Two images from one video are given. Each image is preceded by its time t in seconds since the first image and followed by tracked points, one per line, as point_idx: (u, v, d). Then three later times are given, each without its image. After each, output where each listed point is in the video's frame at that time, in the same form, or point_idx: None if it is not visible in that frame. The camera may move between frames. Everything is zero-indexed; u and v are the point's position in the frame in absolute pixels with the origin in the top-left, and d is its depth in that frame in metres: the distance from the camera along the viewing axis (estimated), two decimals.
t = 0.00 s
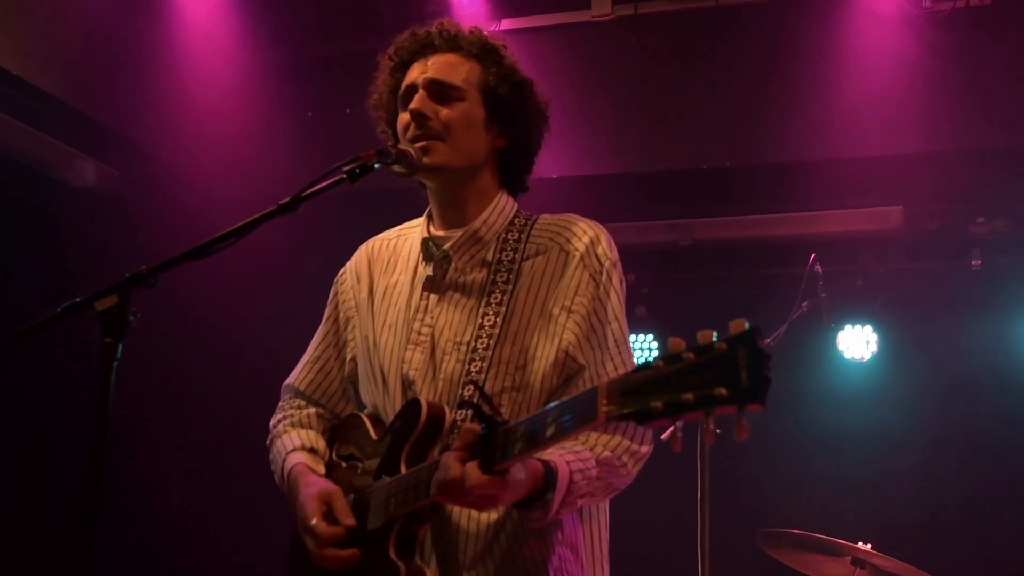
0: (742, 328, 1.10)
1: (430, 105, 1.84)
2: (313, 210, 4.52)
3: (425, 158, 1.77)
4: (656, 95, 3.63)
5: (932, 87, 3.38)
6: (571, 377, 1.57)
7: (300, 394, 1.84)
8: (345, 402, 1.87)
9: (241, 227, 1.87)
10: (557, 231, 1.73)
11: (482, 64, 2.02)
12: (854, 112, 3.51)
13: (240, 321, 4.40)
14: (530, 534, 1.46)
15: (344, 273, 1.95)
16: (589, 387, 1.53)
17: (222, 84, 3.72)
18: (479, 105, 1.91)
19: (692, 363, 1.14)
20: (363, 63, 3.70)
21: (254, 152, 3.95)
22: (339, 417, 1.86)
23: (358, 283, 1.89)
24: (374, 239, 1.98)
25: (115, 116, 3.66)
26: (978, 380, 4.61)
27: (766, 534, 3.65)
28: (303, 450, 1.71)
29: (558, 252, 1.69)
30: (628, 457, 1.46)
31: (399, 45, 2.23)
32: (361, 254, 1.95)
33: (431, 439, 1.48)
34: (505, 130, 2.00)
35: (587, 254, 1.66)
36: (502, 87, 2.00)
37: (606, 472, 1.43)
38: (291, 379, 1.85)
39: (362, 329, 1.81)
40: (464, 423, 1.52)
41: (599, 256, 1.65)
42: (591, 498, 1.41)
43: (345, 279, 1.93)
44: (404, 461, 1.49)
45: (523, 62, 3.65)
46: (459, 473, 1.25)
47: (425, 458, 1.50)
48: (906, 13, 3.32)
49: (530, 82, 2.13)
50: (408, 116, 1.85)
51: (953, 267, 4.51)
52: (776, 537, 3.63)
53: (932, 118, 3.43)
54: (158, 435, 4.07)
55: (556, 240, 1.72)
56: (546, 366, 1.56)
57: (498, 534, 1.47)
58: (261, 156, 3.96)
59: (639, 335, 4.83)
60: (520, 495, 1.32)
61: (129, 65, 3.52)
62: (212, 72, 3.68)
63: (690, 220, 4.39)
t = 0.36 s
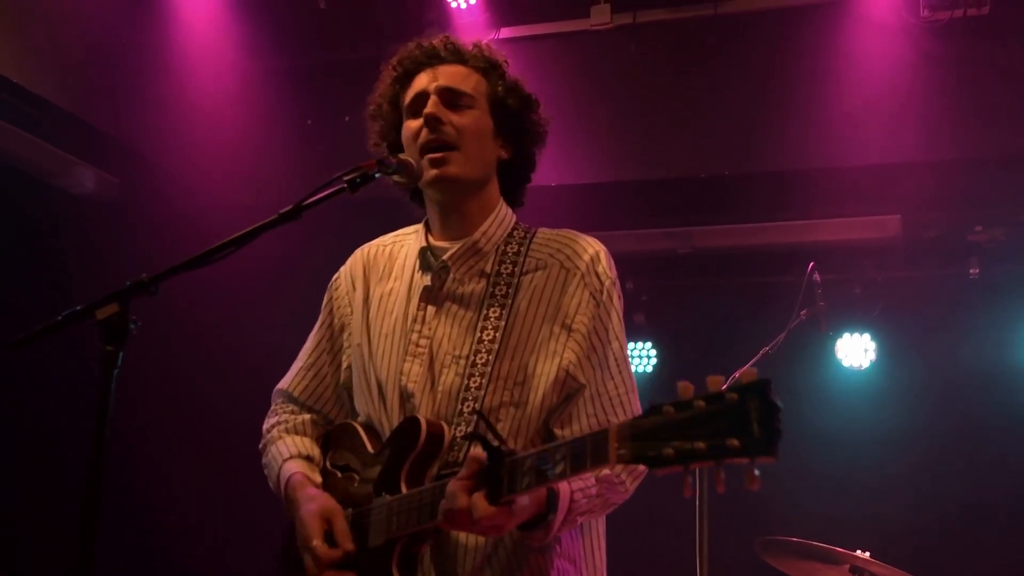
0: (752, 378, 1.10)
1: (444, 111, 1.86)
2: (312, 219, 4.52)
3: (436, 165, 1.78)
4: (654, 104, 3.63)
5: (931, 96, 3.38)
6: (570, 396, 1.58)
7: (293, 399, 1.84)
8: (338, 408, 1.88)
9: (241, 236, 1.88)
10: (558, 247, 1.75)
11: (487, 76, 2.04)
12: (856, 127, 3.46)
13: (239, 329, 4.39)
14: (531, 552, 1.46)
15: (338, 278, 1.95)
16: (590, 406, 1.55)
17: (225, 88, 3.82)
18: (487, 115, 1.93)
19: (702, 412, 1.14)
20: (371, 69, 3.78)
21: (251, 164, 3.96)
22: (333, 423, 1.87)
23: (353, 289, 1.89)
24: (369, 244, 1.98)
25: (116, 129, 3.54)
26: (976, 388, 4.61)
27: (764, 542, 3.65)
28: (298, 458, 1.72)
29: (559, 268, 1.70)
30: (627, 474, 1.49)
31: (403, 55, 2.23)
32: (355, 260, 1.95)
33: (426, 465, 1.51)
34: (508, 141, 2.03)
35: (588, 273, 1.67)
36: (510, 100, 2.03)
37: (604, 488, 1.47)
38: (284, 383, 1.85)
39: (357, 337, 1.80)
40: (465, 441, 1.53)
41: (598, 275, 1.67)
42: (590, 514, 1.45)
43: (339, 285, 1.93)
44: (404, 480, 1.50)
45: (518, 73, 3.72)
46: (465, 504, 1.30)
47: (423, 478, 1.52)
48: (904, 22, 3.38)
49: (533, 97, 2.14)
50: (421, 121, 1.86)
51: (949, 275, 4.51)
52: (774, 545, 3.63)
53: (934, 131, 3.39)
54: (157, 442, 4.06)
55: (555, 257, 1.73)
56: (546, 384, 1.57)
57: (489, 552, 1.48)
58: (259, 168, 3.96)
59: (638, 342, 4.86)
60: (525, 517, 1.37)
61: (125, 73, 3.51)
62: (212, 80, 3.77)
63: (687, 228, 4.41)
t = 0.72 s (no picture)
0: (795, 413, 1.20)
1: (442, 113, 1.90)
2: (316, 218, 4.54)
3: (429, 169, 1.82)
4: (656, 104, 3.62)
5: (934, 95, 3.37)
6: (557, 399, 1.68)
7: (264, 385, 1.84)
8: (311, 396, 1.89)
9: (246, 238, 1.90)
10: (547, 255, 1.83)
11: (491, 80, 2.09)
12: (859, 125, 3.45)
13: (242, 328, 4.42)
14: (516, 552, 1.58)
15: (314, 263, 1.96)
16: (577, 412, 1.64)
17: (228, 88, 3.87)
18: (485, 121, 1.97)
19: (745, 442, 1.24)
20: (373, 69, 3.79)
21: (255, 160, 3.98)
22: (305, 411, 1.89)
23: (332, 277, 1.92)
24: (345, 232, 2.00)
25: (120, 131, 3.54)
26: (975, 385, 4.60)
27: (766, 542, 3.64)
28: (271, 449, 1.72)
29: (549, 275, 1.79)
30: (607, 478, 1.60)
31: (412, 45, 2.24)
32: (334, 246, 1.97)
33: (421, 468, 1.55)
34: (502, 148, 2.08)
35: (578, 282, 1.77)
36: (509, 105, 2.08)
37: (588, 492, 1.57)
38: (255, 368, 1.84)
39: (338, 328, 1.84)
40: (461, 442, 1.62)
41: (587, 285, 1.77)
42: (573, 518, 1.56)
43: (316, 271, 1.94)
44: (401, 478, 1.54)
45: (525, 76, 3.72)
46: (487, 516, 1.38)
47: (418, 483, 1.56)
48: (908, 23, 3.39)
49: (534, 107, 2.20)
50: (417, 119, 1.90)
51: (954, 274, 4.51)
52: (777, 544, 3.63)
53: (937, 130, 3.37)
54: (160, 439, 4.09)
55: (544, 264, 1.81)
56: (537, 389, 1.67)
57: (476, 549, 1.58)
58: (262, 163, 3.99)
59: (640, 341, 5.01)
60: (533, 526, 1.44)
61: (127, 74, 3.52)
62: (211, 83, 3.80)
63: (691, 228, 4.42)
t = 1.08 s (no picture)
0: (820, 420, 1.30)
1: (452, 116, 1.94)
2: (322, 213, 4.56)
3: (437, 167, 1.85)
4: (663, 99, 3.61)
5: (942, 90, 3.38)
6: (537, 397, 1.76)
7: (232, 384, 1.83)
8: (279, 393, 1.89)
9: (255, 232, 1.90)
10: (524, 255, 1.89)
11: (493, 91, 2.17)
12: (867, 118, 3.44)
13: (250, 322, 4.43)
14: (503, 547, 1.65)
15: (283, 258, 1.93)
16: (557, 410, 1.74)
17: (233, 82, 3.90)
18: (485, 128, 2.03)
19: (773, 447, 1.33)
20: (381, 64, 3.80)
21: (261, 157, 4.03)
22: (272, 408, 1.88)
23: (303, 275, 1.90)
24: (315, 227, 1.98)
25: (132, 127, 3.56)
26: (979, 380, 4.60)
27: (776, 537, 3.63)
28: (254, 452, 1.71)
29: (527, 275, 1.84)
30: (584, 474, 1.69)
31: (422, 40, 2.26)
32: (303, 241, 1.94)
33: (415, 470, 1.57)
34: (489, 157, 2.18)
35: (555, 283, 1.84)
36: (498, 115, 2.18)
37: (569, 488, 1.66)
38: (220, 365, 1.82)
39: (313, 327, 1.83)
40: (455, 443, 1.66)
41: (564, 285, 1.86)
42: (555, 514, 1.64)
43: (285, 266, 1.92)
44: (399, 478, 1.55)
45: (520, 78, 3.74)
46: (515, 517, 1.43)
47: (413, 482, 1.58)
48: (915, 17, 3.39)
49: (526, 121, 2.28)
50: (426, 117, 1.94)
51: (963, 269, 4.49)
52: (787, 539, 3.63)
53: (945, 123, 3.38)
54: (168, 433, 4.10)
55: (522, 263, 1.87)
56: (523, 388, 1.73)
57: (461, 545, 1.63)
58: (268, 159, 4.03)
59: (648, 336, 4.99)
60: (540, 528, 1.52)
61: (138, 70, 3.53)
62: (217, 80, 3.83)
63: (700, 223, 4.40)
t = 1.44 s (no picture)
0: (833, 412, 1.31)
1: (459, 109, 1.95)
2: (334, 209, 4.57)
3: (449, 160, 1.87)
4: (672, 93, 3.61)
5: (955, 85, 3.34)
6: (545, 390, 1.75)
7: (241, 378, 1.82)
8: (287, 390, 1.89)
9: (266, 226, 1.91)
10: (531, 249, 1.90)
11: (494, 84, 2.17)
12: (878, 110, 3.42)
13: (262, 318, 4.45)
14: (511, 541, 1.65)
15: (291, 255, 1.94)
16: (567, 403, 1.72)
17: (246, 79, 3.90)
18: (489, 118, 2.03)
19: (786, 439, 1.34)
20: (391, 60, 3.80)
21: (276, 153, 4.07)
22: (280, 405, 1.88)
23: (312, 271, 1.91)
24: (322, 224, 2.00)
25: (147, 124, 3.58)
26: (989, 375, 4.60)
27: (786, 532, 3.63)
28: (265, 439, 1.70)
29: (534, 268, 1.86)
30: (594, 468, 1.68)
31: (422, 35, 2.27)
32: (310, 240, 1.95)
33: (427, 462, 1.57)
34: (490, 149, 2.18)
35: (561, 275, 1.85)
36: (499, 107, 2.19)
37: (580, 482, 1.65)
38: (229, 361, 1.82)
39: (321, 321, 1.84)
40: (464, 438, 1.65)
41: (570, 278, 1.86)
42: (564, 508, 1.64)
43: (292, 263, 1.92)
44: (410, 471, 1.55)
45: (526, 75, 3.74)
46: (524, 511, 1.42)
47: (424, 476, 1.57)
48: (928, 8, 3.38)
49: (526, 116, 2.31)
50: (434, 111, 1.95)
51: (975, 264, 4.47)
52: (797, 534, 3.63)
53: (958, 117, 3.35)
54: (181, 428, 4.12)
55: (529, 256, 1.89)
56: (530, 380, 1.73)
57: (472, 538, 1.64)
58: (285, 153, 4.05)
59: (659, 332, 5.00)
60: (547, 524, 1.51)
61: (150, 65, 3.54)
62: (232, 77, 3.85)
63: (711, 218, 4.40)
